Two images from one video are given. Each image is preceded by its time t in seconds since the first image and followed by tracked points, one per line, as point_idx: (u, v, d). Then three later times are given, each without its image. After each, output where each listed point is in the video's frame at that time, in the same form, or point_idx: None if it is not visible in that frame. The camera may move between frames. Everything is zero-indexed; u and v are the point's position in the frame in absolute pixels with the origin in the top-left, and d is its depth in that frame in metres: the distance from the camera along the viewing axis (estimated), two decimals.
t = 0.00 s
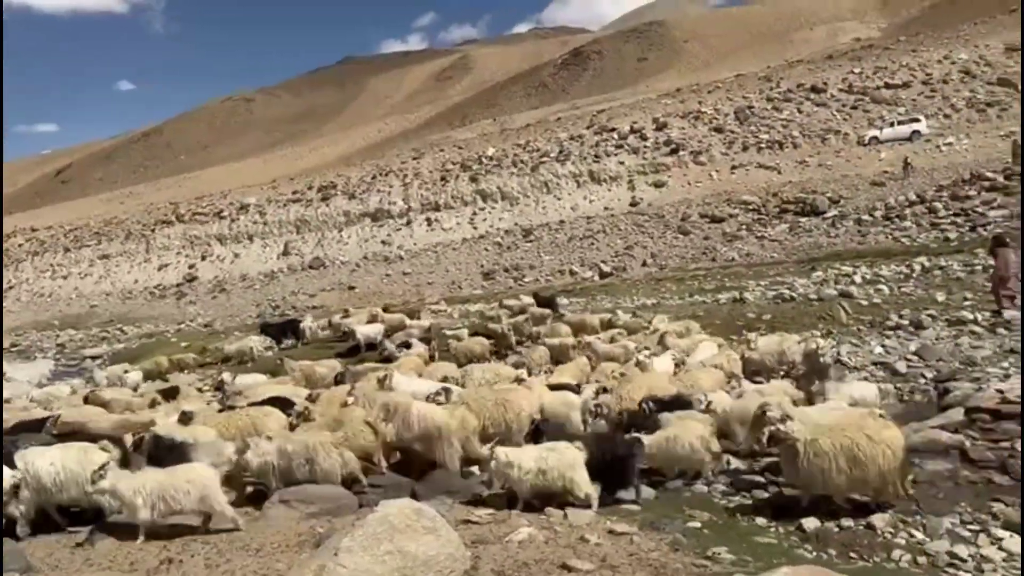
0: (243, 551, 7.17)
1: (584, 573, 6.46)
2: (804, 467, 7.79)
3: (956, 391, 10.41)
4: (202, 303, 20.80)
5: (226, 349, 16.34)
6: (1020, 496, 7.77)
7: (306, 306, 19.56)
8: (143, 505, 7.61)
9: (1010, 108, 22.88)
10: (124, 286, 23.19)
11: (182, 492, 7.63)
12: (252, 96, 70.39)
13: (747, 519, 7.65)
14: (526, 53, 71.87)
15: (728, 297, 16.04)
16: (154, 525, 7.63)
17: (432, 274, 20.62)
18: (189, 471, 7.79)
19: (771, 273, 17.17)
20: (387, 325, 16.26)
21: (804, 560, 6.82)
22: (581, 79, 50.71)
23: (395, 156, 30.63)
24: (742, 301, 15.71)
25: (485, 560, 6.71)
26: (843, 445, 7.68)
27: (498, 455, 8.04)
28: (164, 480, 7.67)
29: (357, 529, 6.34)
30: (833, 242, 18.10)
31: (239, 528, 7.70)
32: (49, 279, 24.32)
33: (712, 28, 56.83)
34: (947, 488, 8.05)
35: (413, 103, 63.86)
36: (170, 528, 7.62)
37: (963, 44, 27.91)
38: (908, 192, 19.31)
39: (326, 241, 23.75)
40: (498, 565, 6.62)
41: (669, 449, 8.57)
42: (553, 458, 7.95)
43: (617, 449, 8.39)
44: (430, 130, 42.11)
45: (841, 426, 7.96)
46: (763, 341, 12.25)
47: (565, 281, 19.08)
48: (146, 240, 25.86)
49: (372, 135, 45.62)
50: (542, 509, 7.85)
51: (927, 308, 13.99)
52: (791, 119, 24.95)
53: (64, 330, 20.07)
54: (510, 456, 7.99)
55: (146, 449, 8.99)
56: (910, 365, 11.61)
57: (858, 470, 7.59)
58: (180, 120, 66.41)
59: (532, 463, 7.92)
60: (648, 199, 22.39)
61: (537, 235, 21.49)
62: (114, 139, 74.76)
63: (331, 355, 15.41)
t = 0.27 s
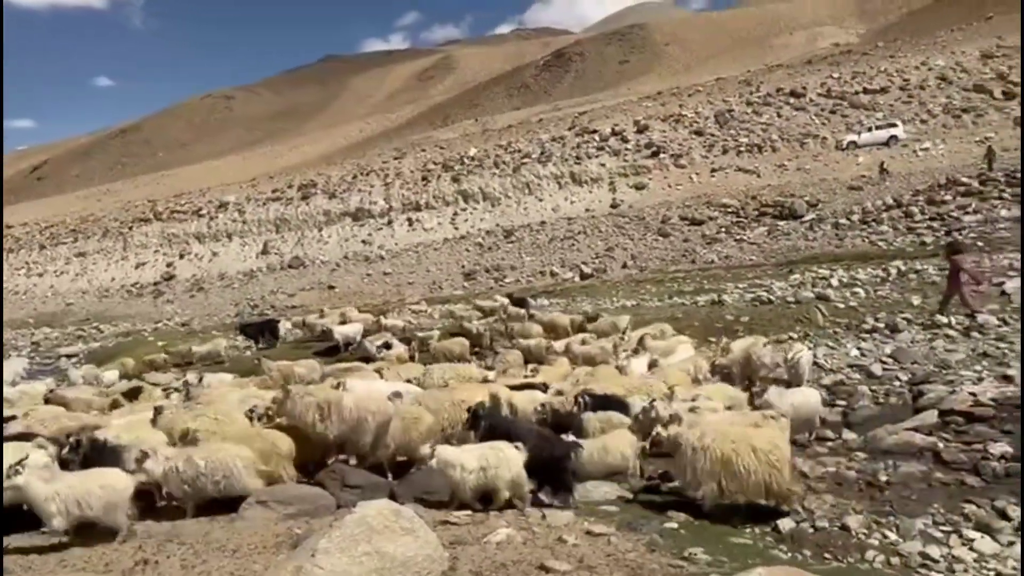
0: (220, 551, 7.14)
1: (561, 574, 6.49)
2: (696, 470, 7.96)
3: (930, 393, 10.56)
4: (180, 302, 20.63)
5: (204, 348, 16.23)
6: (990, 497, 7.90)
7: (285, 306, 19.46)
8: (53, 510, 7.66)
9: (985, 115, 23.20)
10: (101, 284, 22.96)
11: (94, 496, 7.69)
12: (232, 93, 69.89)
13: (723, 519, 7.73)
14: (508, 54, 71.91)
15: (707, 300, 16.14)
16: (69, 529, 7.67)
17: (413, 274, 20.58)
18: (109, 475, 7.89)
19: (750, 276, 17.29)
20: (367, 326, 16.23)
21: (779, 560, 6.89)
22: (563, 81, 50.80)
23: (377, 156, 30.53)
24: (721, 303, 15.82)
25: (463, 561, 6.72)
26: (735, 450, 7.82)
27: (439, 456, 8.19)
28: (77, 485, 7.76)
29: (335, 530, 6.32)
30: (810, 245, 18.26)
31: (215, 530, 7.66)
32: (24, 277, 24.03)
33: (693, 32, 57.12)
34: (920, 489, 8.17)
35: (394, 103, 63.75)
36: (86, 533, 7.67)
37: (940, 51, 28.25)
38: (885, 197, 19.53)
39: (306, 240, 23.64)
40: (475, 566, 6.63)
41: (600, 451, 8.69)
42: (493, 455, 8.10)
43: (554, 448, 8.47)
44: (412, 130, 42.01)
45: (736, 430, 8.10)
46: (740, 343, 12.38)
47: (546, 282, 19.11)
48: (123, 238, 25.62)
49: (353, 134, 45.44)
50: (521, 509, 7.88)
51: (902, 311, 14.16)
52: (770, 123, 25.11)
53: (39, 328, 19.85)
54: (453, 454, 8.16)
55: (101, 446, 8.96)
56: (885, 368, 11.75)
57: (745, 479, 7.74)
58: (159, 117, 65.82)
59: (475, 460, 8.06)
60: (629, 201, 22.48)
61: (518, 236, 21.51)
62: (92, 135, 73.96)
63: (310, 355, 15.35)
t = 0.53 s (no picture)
0: (204, 549, 7.10)
1: (547, 573, 6.50)
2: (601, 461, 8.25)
3: (914, 395, 10.65)
4: (166, 299, 20.51)
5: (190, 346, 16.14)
6: (973, 498, 7.97)
7: (272, 303, 19.38)
8: None
9: (971, 120, 23.39)
10: (86, 280, 22.80)
11: (22, 498, 7.33)
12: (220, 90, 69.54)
13: (708, 520, 7.76)
14: (498, 53, 71.91)
15: (695, 301, 16.20)
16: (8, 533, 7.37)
17: (401, 273, 20.54)
18: (42, 478, 7.59)
19: (737, 277, 17.36)
20: (354, 325, 16.19)
21: (763, 561, 6.93)
22: (553, 81, 50.83)
23: (366, 154, 30.45)
24: (708, 304, 15.88)
25: (449, 560, 6.72)
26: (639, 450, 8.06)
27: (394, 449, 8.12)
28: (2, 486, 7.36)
29: (321, 529, 6.30)
30: (798, 248, 18.35)
31: (199, 528, 7.63)
32: (8, 273, 23.83)
33: (682, 34, 57.29)
34: (905, 490, 8.23)
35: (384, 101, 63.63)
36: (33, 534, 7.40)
37: (927, 55, 28.45)
38: (872, 200, 19.66)
39: (293, 238, 23.56)
40: (461, 565, 6.63)
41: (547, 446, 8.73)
42: (450, 456, 8.03)
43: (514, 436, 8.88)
44: (402, 129, 41.93)
45: (644, 430, 8.33)
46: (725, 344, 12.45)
47: (534, 282, 19.11)
48: (109, 234, 25.44)
49: (343, 132, 45.32)
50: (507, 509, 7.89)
51: (888, 314, 14.27)
52: (759, 126, 25.20)
53: (22, 324, 19.69)
54: (409, 450, 8.10)
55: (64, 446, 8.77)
56: (870, 370, 11.83)
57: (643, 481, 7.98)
58: (147, 113, 65.42)
59: (430, 459, 8.01)
60: (618, 202, 22.51)
61: (507, 236, 21.51)
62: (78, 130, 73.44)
63: (297, 353, 15.30)
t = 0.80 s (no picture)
0: (194, 545, 7.10)
1: (537, 571, 6.50)
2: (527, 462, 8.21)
3: (905, 397, 10.70)
4: (157, 295, 20.44)
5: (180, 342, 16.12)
6: (961, 500, 8.02)
7: (264, 300, 19.34)
8: None
9: (964, 123, 23.50)
10: (77, 276, 22.72)
11: None
12: (214, 86, 69.33)
13: (699, 520, 7.79)
14: (493, 52, 71.88)
15: (687, 302, 16.25)
16: None
17: (394, 271, 20.51)
18: None
19: (729, 278, 17.39)
20: (346, 323, 16.16)
21: (752, 561, 6.95)
22: (547, 81, 50.83)
23: (360, 152, 30.39)
24: (700, 305, 15.91)
25: (439, 559, 6.72)
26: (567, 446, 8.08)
27: (359, 449, 8.19)
28: None
29: (312, 525, 6.33)
30: (790, 249, 18.41)
31: (188, 525, 7.61)
32: None
33: (677, 35, 57.40)
34: (893, 492, 8.27)
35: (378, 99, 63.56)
36: None
37: (921, 59, 28.56)
38: (864, 203, 19.73)
39: (286, 235, 23.51)
40: (452, 563, 6.63)
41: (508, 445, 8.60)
42: (414, 450, 8.08)
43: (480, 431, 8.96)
44: (396, 127, 41.86)
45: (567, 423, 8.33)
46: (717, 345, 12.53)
47: (526, 281, 19.11)
48: (100, 229, 25.33)
49: (336, 129, 45.21)
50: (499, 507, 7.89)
51: (879, 316, 14.34)
52: (752, 127, 25.24)
53: (13, 319, 19.61)
54: (376, 447, 8.16)
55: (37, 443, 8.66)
56: (861, 372, 11.89)
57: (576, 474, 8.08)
58: (140, 108, 65.18)
59: (396, 454, 8.07)
60: (611, 202, 22.53)
61: (500, 235, 21.52)
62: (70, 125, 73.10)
63: (289, 350, 15.27)
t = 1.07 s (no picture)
0: (185, 540, 7.09)
1: (528, 569, 6.51)
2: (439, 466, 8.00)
3: (896, 400, 10.74)
4: (150, 290, 20.37)
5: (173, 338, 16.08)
6: (951, 503, 8.06)
7: (258, 296, 19.30)
8: None
9: (958, 128, 23.61)
10: (70, 270, 22.64)
11: None
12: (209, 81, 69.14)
13: (690, 520, 7.81)
14: (490, 51, 71.88)
15: (681, 302, 16.28)
16: None
17: (388, 268, 20.50)
18: None
19: (723, 280, 17.43)
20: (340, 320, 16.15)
21: (743, 561, 6.97)
22: (544, 80, 50.84)
23: (355, 149, 30.34)
24: (694, 306, 15.95)
25: (431, 556, 6.72)
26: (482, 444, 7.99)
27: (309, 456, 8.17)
28: None
29: (304, 521, 6.35)
30: (784, 252, 18.46)
31: (180, 520, 7.60)
32: None
33: (673, 36, 57.52)
34: (884, 494, 8.31)
35: (374, 96, 63.50)
36: None
37: (916, 64, 28.67)
38: (858, 206, 19.79)
39: (280, 231, 23.47)
40: (443, 561, 6.63)
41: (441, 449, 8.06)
42: (366, 450, 8.22)
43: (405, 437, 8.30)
44: (391, 124, 41.82)
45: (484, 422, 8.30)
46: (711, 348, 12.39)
47: (521, 280, 19.12)
48: (94, 223, 25.25)
49: (332, 126, 45.13)
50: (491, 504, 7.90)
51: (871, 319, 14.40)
52: (747, 130, 25.29)
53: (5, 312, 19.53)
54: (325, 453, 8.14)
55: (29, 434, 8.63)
56: (853, 374, 11.94)
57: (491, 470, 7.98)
58: (134, 102, 64.95)
59: (348, 455, 8.13)
60: (606, 202, 22.55)
61: (495, 234, 21.52)
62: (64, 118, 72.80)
63: (282, 347, 15.25)
